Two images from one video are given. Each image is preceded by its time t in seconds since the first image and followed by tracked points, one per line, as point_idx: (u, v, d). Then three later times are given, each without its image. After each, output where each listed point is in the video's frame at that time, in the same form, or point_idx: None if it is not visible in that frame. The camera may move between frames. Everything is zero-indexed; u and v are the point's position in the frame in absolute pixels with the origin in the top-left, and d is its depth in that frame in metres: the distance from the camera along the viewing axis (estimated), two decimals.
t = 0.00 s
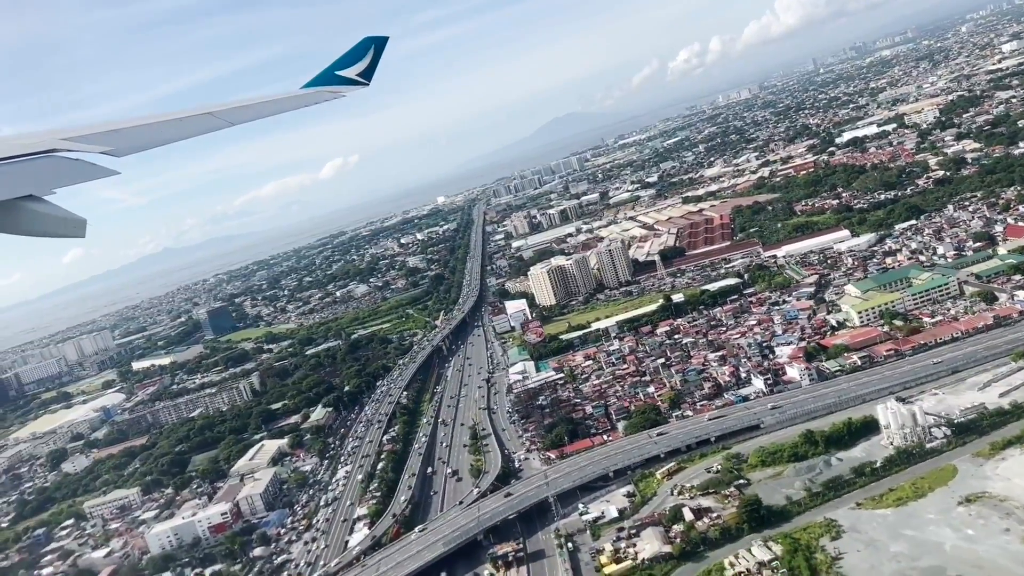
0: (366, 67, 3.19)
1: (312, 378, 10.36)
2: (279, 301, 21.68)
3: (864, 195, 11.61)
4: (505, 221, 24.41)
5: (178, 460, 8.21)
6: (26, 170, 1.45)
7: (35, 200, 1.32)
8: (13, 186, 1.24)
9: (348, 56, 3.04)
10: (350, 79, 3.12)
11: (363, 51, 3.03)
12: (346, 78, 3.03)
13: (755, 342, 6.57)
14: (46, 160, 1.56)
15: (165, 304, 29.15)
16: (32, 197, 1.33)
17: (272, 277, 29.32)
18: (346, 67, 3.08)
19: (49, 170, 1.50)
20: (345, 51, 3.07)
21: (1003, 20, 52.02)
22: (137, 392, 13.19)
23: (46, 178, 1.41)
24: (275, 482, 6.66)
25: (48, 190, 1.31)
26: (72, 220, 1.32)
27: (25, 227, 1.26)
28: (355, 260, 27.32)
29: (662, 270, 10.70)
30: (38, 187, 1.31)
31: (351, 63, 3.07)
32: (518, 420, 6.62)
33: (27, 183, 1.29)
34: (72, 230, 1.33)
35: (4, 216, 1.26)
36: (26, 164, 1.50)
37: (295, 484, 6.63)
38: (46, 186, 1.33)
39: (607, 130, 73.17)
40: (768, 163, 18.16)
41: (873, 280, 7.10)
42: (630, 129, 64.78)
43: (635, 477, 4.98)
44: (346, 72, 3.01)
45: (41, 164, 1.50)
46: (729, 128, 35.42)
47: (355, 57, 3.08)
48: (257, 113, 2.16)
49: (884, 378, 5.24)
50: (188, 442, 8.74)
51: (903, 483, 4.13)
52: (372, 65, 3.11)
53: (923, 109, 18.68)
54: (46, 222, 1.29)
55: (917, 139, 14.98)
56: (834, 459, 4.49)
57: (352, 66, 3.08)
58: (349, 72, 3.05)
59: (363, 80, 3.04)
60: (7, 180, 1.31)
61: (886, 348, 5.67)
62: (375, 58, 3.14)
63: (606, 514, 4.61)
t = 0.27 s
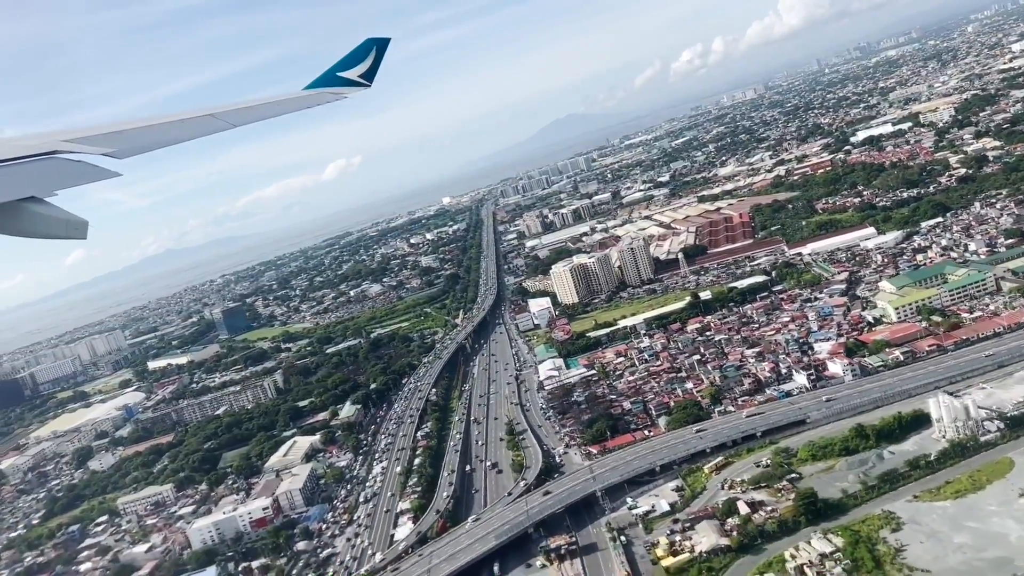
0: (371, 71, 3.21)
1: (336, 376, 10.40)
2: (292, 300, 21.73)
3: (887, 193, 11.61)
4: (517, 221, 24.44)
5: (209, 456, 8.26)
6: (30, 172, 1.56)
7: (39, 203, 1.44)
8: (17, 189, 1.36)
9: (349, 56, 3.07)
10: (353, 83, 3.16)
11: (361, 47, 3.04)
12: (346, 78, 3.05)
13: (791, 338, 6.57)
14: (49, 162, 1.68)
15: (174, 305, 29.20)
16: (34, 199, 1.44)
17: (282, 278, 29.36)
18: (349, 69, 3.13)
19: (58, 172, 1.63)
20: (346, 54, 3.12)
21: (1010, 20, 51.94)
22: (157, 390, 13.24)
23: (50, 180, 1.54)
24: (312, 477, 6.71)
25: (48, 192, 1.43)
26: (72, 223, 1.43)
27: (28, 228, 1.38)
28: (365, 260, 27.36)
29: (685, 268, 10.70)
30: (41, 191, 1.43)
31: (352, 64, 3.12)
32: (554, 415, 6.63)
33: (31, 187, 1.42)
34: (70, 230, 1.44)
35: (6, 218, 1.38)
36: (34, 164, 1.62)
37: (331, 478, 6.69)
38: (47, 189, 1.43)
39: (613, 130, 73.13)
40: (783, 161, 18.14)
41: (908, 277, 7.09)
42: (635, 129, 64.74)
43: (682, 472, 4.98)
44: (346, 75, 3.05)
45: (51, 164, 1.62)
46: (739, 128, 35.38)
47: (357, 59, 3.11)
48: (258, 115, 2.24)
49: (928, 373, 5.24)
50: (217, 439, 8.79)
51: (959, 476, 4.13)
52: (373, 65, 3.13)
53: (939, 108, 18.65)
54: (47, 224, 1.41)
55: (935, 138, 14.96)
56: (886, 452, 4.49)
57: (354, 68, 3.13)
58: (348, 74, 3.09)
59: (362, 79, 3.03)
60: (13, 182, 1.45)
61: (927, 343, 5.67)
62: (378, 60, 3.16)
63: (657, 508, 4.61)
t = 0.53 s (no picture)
0: (374, 74, 3.15)
1: (359, 376, 10.40)
2: (303, 301, 21.75)
3: (908, 192, 11.61)
4: (527, 222, 24.46)
5: (237, 455, 8.27)
6: (30, 178, 1.43)
7: (41, 206, 1.30)
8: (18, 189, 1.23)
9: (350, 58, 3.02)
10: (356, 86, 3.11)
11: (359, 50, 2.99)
12: (348, 81, 2.99)
13: (827, 336, 6.55)
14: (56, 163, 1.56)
15: (183, 306, 29.21)
16: (36, 205, 1.31)
17: (291, 279, 29.39)
18: (351, 73, 3.08)
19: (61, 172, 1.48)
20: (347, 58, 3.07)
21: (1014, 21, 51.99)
22: (175, 390, 13.24)
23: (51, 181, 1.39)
24: (348, 474, 6.72)
25: (52, 195, 1.29)
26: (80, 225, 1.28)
27: (28, 234, 1.23)
28: (374, 260, 27.39)
29: (708, 267, 10.68)
30: (44, 194, 1.30)
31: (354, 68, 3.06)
32: (590, 413, 6.62)
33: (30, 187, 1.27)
34: (78, 233, 1.29)
35: (6, 221, 1.24)
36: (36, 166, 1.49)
37: (365, 475, 6.71)
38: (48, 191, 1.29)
39: (617, 131, 73.15)
40: (797, 161, 18.14)
41: (942, 274, 7.08)
42: (640, 130, 64.79)
43: (730, 469, 4.96)
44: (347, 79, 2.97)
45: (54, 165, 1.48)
46: (746, 128, 35.38)
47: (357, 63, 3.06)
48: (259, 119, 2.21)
49: (974, 368, 5.23)
50: (244, 438, 8.78)
51: (1016, 470, 4.12)
52: (373, 69, 3.07)
53: (952, 108, 18.66)
54: (50, 228, 1.26)
55: (952, 137, 14.97)
56: (939, 448, 4.49)
57: (354, 72, 3.07)
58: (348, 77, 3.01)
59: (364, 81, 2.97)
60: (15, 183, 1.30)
61: (970, 340, 5.66)
62: (378, 63, 3.10)
63: (708, 504, 4.59)
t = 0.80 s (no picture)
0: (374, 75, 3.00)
1: (382, 376, 10.40)
2: (315, 302, 21.78)
3: (929, 193, 11.62)
4: (538, 223, 24.48)
5: (267, 453, 8.27)
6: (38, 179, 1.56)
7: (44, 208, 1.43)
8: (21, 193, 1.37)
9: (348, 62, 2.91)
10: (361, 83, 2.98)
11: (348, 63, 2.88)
12: (347, 81, 2.89)
13: (862, 335, 6.55)
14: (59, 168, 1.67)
15: (191, 308, 29.22)
16: (38, 206, 1.44)
17: (300, 280, 29.42)
18: (350, 74, 3.00)
19: (62, 175, 1.60)
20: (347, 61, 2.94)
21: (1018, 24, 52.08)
22: (193, 390, 13.23)
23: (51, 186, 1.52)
24: (383, 472, 6.74)
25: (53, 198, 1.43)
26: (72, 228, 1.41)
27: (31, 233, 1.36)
28: (384, 262, 27.42)
29: (731, 267, 10.68)
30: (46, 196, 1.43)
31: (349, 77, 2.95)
32: (625, 411, 6.62)
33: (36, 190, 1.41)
34: (74, 236, 1.42)
35: (9, 222, 1.38)
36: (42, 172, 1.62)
37: (398, 472, 6.74)
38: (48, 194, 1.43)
39: (621, 132, 73.15)
40: (811, 163, 18.14)
41: (976, 273, 7.08)
42: (644, 133, 64.86)
43: (777, 466, 4.97)
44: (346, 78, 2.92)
45: (58, 168, 1.60)
46: (754, 130, 35.38)
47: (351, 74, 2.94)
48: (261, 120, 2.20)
49: (1018, 365, 5.24)
50: (271, 436, 8.79)
51: None
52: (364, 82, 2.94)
53: (965, 109, 18.68)
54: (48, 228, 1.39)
55: (968, 138, 15.00)
56: (989, 443, 4.50)
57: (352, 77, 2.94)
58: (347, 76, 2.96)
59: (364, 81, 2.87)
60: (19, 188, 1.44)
61: (1011, 337, 5.66)
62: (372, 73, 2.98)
63: (757, 501, 4.60)
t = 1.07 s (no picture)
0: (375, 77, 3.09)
1: (404, 376, 10.42)
2: (325, 303, 21.80)
3: (950, 194, 11.62)
4: (548, 225, 24.51)
5: (295, 452, 8.28)
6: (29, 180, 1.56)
7: (42, 210, 1.44)
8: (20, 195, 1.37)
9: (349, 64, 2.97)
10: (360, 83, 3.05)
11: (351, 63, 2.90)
12: (349, 82, 2.95)
13: (897, 334, 6.55)
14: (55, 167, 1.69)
15: (200, 309, 29.26)
16: (37, 207, 1.45)
17: (309, 281, 29.46)
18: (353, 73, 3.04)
19: (59, 175, 1.60)
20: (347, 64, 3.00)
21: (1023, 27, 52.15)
22: (211, 390, 13.24)
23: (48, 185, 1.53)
24: (418, 470, 6.75)
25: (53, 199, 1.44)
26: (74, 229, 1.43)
27: (32, 238, 1.38)
28: (393, 263, 27.46)
29: (753, 267, 10.68)
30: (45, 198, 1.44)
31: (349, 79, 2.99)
32: (660, 409, 6.61)
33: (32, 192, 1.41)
34: (75, 237, 1.45)
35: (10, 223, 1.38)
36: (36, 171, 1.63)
37: (433, 470, 6.75)
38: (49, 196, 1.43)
39: (625, 135, 73.20)
40: (824, 164, 18.15)
41: (1009, 272, 7.08)
42: (649, 135, 64.92)
43: (824, 463, 4.96)
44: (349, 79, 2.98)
45: (56, 168, 1.61)
46: (761, 133, 35.41)
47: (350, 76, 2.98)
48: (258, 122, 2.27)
49: None
50: (298, 435, 8.80)
51: None
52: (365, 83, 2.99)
53: (978, 111, 18.71)
54: (49, 232, 1.41)
55: (984, 140, 15.02)
56: None
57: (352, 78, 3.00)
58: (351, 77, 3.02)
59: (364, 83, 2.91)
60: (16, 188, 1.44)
61: None
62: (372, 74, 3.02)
63: (808, 498, 4.59)
